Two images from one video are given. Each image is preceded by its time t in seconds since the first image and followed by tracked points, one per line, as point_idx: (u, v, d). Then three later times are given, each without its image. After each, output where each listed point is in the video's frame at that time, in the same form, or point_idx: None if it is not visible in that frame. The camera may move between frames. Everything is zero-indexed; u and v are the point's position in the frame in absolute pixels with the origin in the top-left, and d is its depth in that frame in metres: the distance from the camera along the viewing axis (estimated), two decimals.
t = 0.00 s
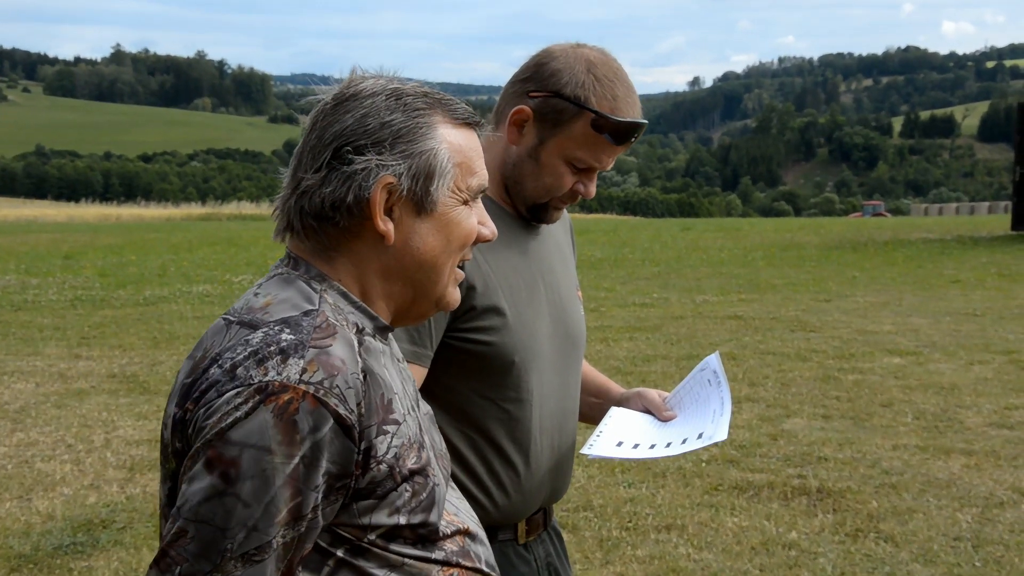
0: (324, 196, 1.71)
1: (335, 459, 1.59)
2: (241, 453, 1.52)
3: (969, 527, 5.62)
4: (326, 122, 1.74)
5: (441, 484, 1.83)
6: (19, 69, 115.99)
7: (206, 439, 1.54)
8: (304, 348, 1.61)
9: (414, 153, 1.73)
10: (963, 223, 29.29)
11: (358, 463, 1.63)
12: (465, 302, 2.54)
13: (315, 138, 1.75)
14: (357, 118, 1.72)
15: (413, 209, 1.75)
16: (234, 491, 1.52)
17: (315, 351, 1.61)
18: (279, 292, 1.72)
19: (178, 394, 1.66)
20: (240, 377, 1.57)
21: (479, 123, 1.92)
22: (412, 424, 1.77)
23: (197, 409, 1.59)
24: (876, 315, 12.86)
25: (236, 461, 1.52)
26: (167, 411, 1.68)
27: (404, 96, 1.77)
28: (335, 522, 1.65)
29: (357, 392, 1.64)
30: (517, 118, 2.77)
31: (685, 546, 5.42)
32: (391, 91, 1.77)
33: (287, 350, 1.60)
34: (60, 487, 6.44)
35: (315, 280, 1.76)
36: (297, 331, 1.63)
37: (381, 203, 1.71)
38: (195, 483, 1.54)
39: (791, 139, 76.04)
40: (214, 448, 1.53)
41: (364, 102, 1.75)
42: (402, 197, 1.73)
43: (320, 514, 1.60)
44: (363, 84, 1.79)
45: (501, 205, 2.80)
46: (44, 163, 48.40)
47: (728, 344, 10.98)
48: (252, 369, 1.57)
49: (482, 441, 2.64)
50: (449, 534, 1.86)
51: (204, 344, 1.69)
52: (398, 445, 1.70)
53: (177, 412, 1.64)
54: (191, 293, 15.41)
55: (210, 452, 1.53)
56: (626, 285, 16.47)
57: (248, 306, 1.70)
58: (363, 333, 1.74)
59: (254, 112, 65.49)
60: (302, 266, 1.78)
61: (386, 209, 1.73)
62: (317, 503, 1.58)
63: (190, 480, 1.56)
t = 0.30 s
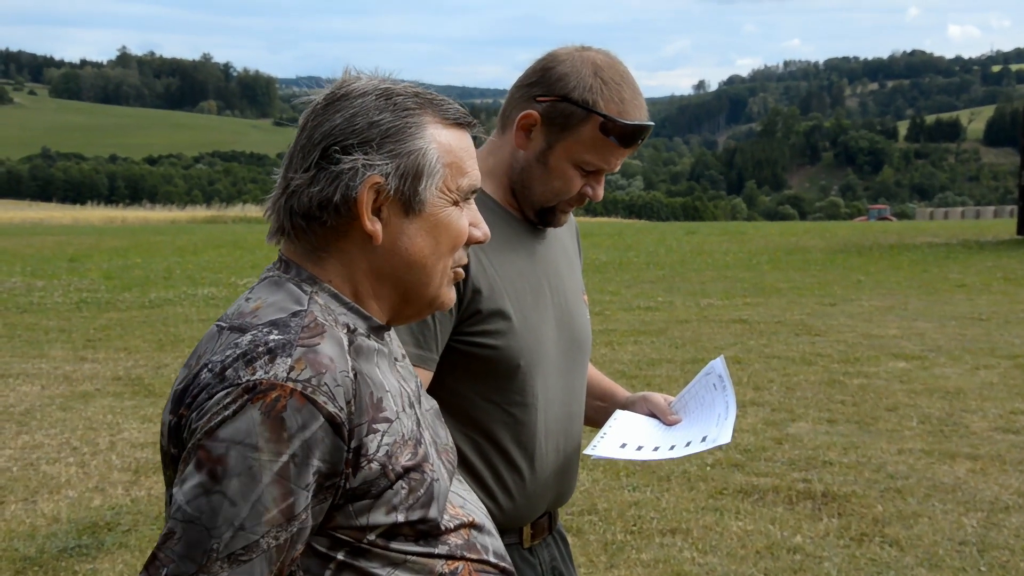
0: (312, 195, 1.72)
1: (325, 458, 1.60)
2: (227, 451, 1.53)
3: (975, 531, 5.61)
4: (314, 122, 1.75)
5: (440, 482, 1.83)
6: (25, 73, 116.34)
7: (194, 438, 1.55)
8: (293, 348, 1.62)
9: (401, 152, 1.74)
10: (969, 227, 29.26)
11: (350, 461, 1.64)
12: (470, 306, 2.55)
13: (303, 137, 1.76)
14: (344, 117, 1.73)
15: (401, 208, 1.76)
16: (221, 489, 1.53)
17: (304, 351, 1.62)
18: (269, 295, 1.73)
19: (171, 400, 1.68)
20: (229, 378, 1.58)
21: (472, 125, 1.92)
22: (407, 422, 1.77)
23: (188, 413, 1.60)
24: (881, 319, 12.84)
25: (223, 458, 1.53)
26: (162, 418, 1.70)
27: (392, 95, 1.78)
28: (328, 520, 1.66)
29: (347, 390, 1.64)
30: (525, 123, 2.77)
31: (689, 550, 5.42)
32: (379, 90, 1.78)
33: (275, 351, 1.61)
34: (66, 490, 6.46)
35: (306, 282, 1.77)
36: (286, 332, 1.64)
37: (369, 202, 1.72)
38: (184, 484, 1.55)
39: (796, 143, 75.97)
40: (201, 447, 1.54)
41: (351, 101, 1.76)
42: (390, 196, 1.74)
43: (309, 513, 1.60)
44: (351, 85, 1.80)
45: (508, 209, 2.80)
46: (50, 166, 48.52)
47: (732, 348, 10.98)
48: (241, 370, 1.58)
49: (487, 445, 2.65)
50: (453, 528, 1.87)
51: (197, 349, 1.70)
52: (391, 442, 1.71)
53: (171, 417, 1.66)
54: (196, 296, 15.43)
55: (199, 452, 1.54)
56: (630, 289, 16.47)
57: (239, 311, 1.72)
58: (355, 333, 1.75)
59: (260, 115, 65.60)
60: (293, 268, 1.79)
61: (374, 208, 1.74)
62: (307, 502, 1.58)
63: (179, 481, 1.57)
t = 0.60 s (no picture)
0: (304, 201, 1.72)
1: (329, 472, 1.60)
2: (228, 473, 1.53)
3: (974, 524, 5.61)
4: (299, 122, 1.74)
5: (442, 483, 1.84)
6: (24, 68, 116.29)
7: (193, 459, 1.56)
8: (290, 362, 1.61)
9: (385, 147, 1.73)
10: (968, 221, 29.23)
11: (353, 473, 1.64)
12: (469, 297, 2.54)
13: (289, 139, 1.75)
14: (328, 115, 1.71)
15: (390, 204, 1.75)
16: (222, 510, 1.54)
17: (301, 365, 1.61)
18: (266, 300, 1.72)
19: (171, 413, 1.67)
20: (227, 396, 1.57)
21: (461, 112, 1.90)
22: (408, 425, 1.78)
23: (186, 429, 1.60)
24: (880, 313, 12.85)
25: (224, 480, 1.53)
26: (163, 429, 1.70)
27: (375, 88, 1.75)
28: (333, 533, 1.67)
29: (347, 404, 1.64)
30: (522, 115, 2.76)
31: (689, 543, 5.42)
32: (361, 83, 1.75)
33: (273, 366, 1.60)
34: (66, 485, 6.46)
35: (304, 285, 1.76)
36: (284, 345, 1.63)
37: (356, 201, 1.71)
38: (187, 502, 1.56)
39: (795, 136, 75.94)
40: (202, 466, 1.54)
41: (334, 97, 1.74)
42: (376, 194, 1.73)
43: (314, 529, 1.61)
44: (330, 78, 1.78)
45: (506, 200, 2.79)
46: (49, 161, 48.44)
47: (732, 342, 10.98)
48: (239, 387, 1.58)
49: (486, 438, 2.64)
50: (453, 530, 1.87)
51: (195, 358, 1.69)
52: (393, 449, 1.71)
53: (171, 429, 1.66)
54: (195, 291, 15.43)
55: (200, 472, 1.54)
56: (630, 283, 16.47)
57: (235, 316, 1.71)
58: (352, 336, 1.75)
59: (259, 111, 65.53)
60: (291, 269, 1.79)
61: (362, 207, 1.73)
62: (311, 519, 1.59)
63: (182, 498, 1.58)
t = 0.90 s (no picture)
0: (287, 215, 1.72)
1: (299, 500, 1.59)
2: (196, 499, 1.53)
3: (970, 520, 5.61)
4: (290, 134, 1.73)
5: (427, 503, 1.83)
6: (20, 62, 116.04)
7: (164, 481, 1.56)
8: (265, 388, 1.60)
9: (371, 161, 1.71)
10: (965, 217, 29.27)
11: (326, 500, 1.64)
12: (468, 289, 2.54)
13: (280, 151, 1.74)
14: (313, 128, 1.70)
15: (379, 218, 1.74)
16: (187, 534, 1.54)
17: (276, 392, 1.60)
18: (252, 314, 1.71)
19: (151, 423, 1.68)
20: (200, 419, 1.56)
21: (460, 116, 1.87)
22: (393, 445, 1.77)
23: (161, 443, 1.60)
24: (877, 308, 12.85)
25: (192, 504, 1.54)
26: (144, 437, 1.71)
27: (363, 98, 1.73)
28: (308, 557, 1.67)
29: (323, 431, 1.63)
30: (516, 106, 2.76)
31: (686, 539, 5.41)
32: (349, 92, 1.73)
33: (247, 392, 1.59)
34: (62, 480, 6.45)
35: (295, 296, 1.76)
36: (260, 369, 1.62)
37: (341, 218, 1.70)
38: (155, 523, 1.57)
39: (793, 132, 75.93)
40: (171, 490, 1.55)
41: (320, 106, 1.72)
42: (362, 209, 1.72)
43: (282, 555, 1.61)
44: (324, 82, 1.76)
45: (504, 194, 2.78)
46: (45, 155, 48.33)
47: (729, 338, 10.98)
48: (213, 410, 1.57)
49: (484, 432, 2.64)
50: (437, 548, 1.87)
51: (179, 368, 1.69)
52: (373, 474, 1.71)
53: (151, 441, 1.66)
54: (192, 286, 15.40)
55: (168, 495, 1.55)
56: (627, 278, 16.46)
57: (221, 328, 1.70)
58: (336, 353, 1.74)
59: (256, 106, 65.44)
60: (283, 279, 1.78)
61: (349, 222, 1.72)
62: (279, 545, 1.59)
63: (152, 518, 1.58)
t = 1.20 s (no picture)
0: (283, 224, 1.75)
1: (226, 509, 1.62)
2: (125, 493, 1.58)
3: (966, 519, 5.62)
4: (291, 143, 1.76)
5: (386, 528, 1.83)
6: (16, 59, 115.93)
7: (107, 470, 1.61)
8: (207, 394, 1.63)
9: (369, 177, 1.72)
10: (961, 216, 29.31)
11: (260, 511, 1.66)
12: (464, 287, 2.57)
13: (282, 158, 1.77)
14: (314, 140, 1.72)
15: (376, 237, 1.75)
16: (114, 524, 1.59)
17: (215, 399, 1.62)
18: (224, 319, 1.76)
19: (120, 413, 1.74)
20: (144, 414, 1.61)
21: (469, 134, 1.88)
22: (352, 464, 1.78)
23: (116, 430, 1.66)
24: (874, 307, 12.86)
25: (122, 498, 1.59)
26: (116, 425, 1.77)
27: (366, 113, 1.75)
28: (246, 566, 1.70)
29: (258, 445, 1.64)
30: (509, 100, 2.76)
31: (682, 538, 5.42)
32: (354, 106, 1.75)
33: (187, 395, 1.62)
34: (57, 477, 6.44)
35: (277, 304, 1.80)
36: (208, 375, 1.65)
37: (337, 233, 1.72)
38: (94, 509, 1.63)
39: (790, 131, 75.98)
40: (107, 483, 1.60)
41: (323, 119, 1.74)
42: (355, 224, 1.73)
43: (210, 558, 1.64)
44: (336, 91, 1.78)
45: (502, 191, 2.78)
46: (43, 153, 48.26)
47: (726, 336, 10.98)
48: (157, 409, 1.61)
49: (483, 430, 2.64)
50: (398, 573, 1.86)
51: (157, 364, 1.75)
52: (319, 491, 1.71)
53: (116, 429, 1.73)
54: (189, 284, 15.38)
55: (105, 484, 1.61)
56: (624, 277, 16.48)
57: (198, 329, 1.76)
58: (298, 367, 1.74)
59: (253, 105, 65.38)
60: (273, 286, 1.83)
61: (345, 237, 1.74)
62: (204, 549, 1.62)
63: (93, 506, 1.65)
